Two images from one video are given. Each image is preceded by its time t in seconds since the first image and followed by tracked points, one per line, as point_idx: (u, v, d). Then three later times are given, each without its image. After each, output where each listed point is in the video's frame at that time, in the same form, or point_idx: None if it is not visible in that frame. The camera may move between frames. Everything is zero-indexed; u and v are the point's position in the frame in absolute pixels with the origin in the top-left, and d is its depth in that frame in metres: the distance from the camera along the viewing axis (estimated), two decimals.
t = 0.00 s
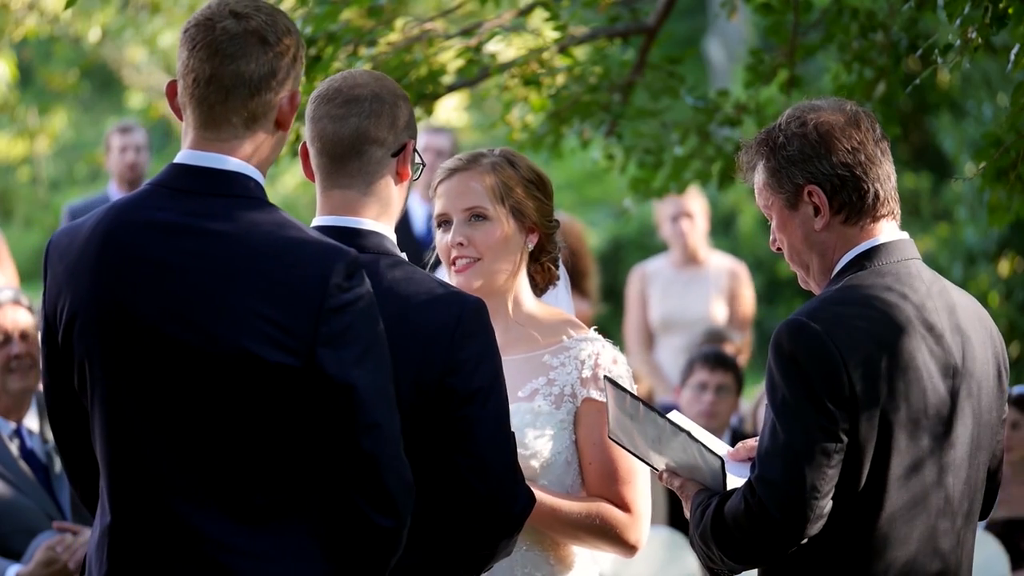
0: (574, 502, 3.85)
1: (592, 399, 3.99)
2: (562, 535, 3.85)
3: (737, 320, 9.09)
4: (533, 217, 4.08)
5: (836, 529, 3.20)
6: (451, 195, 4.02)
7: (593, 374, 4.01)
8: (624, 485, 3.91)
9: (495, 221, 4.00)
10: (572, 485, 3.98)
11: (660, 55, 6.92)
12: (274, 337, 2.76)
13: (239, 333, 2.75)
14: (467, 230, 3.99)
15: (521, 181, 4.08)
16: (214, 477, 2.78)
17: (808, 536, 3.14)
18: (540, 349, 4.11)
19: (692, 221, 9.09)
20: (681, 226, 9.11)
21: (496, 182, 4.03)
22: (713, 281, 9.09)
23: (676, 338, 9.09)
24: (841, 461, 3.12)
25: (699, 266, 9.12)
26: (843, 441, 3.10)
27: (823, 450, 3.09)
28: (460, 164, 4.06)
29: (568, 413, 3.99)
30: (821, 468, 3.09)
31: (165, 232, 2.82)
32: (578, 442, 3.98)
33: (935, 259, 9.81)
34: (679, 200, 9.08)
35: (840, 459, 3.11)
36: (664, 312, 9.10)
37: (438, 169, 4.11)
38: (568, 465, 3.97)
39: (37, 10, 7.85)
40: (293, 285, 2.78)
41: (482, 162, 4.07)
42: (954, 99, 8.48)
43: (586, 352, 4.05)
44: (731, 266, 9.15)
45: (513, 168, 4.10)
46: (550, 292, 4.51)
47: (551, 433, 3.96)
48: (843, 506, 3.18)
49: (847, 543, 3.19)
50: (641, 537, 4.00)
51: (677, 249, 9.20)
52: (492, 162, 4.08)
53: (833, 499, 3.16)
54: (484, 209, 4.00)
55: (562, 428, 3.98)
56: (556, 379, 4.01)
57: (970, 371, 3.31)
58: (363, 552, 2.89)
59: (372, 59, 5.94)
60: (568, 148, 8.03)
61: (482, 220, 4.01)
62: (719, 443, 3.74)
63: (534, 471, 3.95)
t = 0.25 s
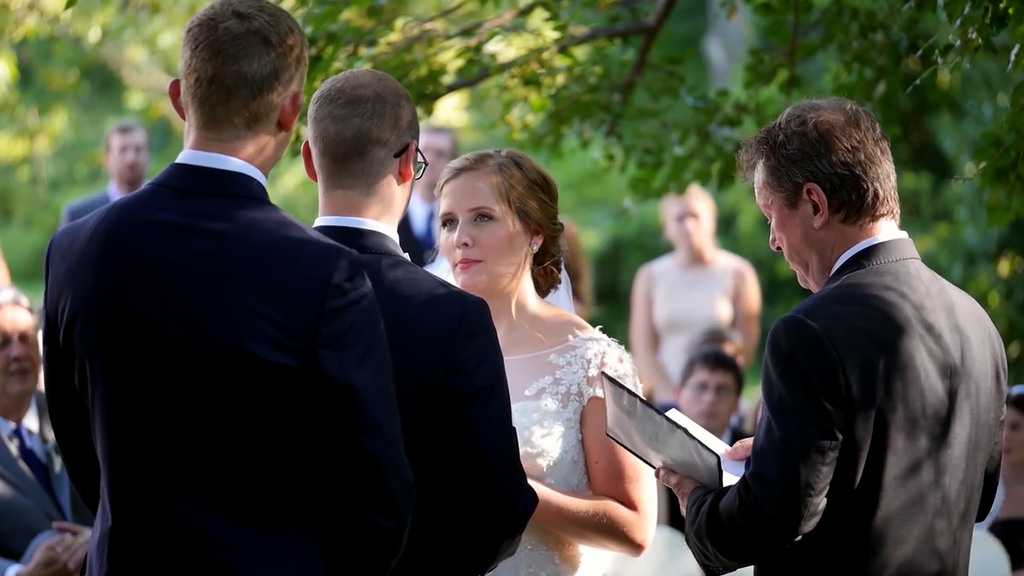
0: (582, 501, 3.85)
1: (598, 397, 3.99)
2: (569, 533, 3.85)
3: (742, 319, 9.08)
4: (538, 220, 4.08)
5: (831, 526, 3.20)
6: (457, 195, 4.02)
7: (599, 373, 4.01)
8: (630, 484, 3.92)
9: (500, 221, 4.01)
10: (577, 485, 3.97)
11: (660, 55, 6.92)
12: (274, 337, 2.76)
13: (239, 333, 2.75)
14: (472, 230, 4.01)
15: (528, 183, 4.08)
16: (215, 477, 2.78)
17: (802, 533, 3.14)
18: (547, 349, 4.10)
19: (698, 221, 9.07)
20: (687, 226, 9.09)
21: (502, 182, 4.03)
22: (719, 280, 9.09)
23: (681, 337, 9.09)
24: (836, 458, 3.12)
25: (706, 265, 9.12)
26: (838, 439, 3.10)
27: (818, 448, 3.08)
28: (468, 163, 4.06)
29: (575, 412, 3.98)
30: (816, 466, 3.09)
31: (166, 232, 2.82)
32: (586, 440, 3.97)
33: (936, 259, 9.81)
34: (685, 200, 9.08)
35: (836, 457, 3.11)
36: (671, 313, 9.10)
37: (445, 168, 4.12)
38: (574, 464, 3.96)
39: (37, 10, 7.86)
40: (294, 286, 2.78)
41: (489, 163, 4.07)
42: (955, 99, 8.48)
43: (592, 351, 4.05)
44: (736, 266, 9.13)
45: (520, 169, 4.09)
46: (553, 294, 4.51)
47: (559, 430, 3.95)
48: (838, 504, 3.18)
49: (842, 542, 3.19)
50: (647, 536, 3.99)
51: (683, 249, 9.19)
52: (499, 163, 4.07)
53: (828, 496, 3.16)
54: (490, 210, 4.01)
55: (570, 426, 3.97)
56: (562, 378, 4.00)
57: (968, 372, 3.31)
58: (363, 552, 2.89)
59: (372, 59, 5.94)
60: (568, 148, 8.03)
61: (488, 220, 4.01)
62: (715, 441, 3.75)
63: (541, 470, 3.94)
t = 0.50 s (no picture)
0: (585, 501, 3.85)
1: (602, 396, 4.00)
2: (573, 534, 3.86)
3: (744, 321, 9.02)
4: (544, 220, 4.08)
5: (815, 524, 3.20)
6: (463, 194, 4.03)
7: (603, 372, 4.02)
8: (633, 483, 3.93)
9: (505, 221, 4.02)
10: (581, 485, 3.97)
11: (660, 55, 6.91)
12: (271, 339, 2.76)
13: (237, 334, 2.75)
14: (478, 229, 4.01)
15: (535, 184, 4.08)
16: (213, 478, 2.78)
17: (787, 530, 3.14)
18: (552, 348, 4.10)
19: (700, 222, 9.06)
20: (688, 226, 9.09)
21: (508, 182, 4.03)
22: (720, 281, 9.07)
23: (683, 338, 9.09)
24: (823, 456, 3.12)
25: (708, 265, 9.12)
26: (824, 436, 3.10)
27: (805, 446, 3.09)
28: (475, 163, 4.07)
29: (579, 412, 3.98)
30: (803, 464, 3.09)
31: (164, 232, 2.82)
32: (589, 440, 3.97)
33: (936, 259, 9.80)
34: (687, 200, 9.08)
35: (822, 455, 3.11)
36: (670, 313, 9.10)
37: (453, 167, 4.13)
38: (578, 464, 3.95)
39: (37, 10, 7.85)
40: (292, 288, 2.78)
41: (496, 163, 4.07)
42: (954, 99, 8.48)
43: (595, 351, 4.06)
44: (738, 266, 9.08)
45: (527, 170, 4.09)
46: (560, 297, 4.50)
47: (563, 430, 3.95)
48: (824, 501, 3.18)
49: (832, 540, 3.19)
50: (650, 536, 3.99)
51: (685, 250, 9.20)
52: (506, 163, 4.08)
53: (812, 494, 3.17)
54: (496, 210, 4.01)
55: (574, 425, 3.96)
56: (567, 377, 4.00)
57: (960, 374, 3.29)
58: (359, 553, 2.89)
59: (372, 59, 5.93)
60: (568, 149, 8.02)
61: (493, 219, 4.01)
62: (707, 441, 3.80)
63: (545, 470, 3.95)
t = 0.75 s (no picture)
0: (587, 501, 3.84)
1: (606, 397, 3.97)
2: (575, 534, 3.85)
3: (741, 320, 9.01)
4: (548, 221, 4.08)
5: (800, 522, 3.19)
6: (468, 196, 4.03)
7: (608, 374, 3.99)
8: (637, 485, 3.92)
9: (509, 222, 4.02)
10: (584, 486, 3.95)
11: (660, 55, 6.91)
12: (267, 340, 2.76)
13: (233, 334, 2.75)
14: (482, 230, 4.01)
15: (539, 187, 4.08)
16: (208, 478, 2.77)
17: (769, 528, 3.14)
18: (557, 348, 4.10)
19: (697, 221, 9.10)
20: (685, 226, 9.12)
21: (511, 183, 4.04)
22: (717, 281, 9.08)
23: (681, 339, 9.09)
24: (807, 455, 3.11)
25: (704, 265, 9.14)
26: (808, 435, 3.09)
27: (788, 444, 3.08)
28: (478, 165, 4.07)
29: (582, 413, 3.96)
30: (786, 463, 3.08)
31: (161, 232, 2.82)
32: (592, 442, 3.95)
33: (935, 259, 9.80)
34: (683, 200, 9.13)
35: (806, 453, 3.10)
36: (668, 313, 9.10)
37: (456, 168, 4.13)
38: (580, 464, 3.94)
39: (37, 10, 7.85)
40: (289, 289, 2.79)
41: (500, 164, 4.07)
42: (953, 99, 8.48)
43: (599, 352, 4.04)
44: (735, 267, 9.11)
45: (531, 172, 4.09)
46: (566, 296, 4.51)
47: (565, 431, 3.94)
48: (807, 499, 3.17)
49: (816, 540, 3.18)
50: (653, 537, 3.99)
51: (682, 250, 9.22)
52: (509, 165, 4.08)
53: (795, 492, 3.16)
54: (499, 211, 4.01)
55: (577, 427, 3.95)
56: (570, 378, 4.01)
57: (956, 376, 3.31)
58: (353, 552, 2.90)
59: (373, 59, 5.93)
60: (568, 149, 8.02)
61: (497, 220, 4.02)
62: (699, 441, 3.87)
63: (547, 470, 3.94)
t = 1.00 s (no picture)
0: (585, 502, 3.81)
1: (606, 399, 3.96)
2: (575, 535, 3.82)
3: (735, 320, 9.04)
4: (551, 222, 4.08)
5: (784, 523, 3.18)
6: (470, 197, 4.03)
7: (608, 375, 3.98)
8: (638, 487, 3.93)
9: (510, 222, 4.02)
10: (585, 487, 3.95)
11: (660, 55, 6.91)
12: (264, 340, 2.77)
13: (230, 335, 2.76)
14: (483, 232, 4.01)
15: (541, 188, 4.08)
16: (202, 477, 2.77)
17: (754, 529, 3.14)
18: (559, 348, 4.11)
19: (692, 221, 9.11)
20: (681, 226, 9.12)
21: (513, 185, 4.03)
22: (712, 281, 9.07)
23: (677, 339, 9.10)
24: (793, 455, 3.11)
25: (698, 265, 9.12)
26: (795, 436, 3.09)
27: (775, 445, 3.08)
28: (480, 167, 4.06)
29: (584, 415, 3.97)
30: (772, 463, 3.08)
31: (157, 232, 2.82)
32: (592, 443, 3.94)
33: (935, 259, 9.79)
34: (679, 200, 9.10)
35: (792, 453, 3.10)
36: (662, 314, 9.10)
37: (459, 170, 4.13)
38: (580, 465, 3.94)
39: (37, 10, 7.85)
40: (285, 289, 2.80)
41: (501, 166, 4.07)
42: (954, 99, 8.48)
43: (601, 353, 4.01)
44: (730, 266, 9.11)
45: (533, 173, 4.09)
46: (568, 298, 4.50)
47: (564, 432, 3.94)
48: (792, 500, 3.17)
49: (803, 540, 3.17)
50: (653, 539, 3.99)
51: (676, 249, 9.21)
52: (511, 166, 4.07)
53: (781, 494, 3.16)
54: (500, 211, 4.01)
55: (577, 429, 3.95)
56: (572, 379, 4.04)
57: (954, 379, 3.32)
58: (347, 552, 2.89)
59: (372, 59, 5.93)
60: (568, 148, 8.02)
61: (498, 222, 4.02)
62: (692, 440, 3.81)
63: (546, 470, 3.93)
